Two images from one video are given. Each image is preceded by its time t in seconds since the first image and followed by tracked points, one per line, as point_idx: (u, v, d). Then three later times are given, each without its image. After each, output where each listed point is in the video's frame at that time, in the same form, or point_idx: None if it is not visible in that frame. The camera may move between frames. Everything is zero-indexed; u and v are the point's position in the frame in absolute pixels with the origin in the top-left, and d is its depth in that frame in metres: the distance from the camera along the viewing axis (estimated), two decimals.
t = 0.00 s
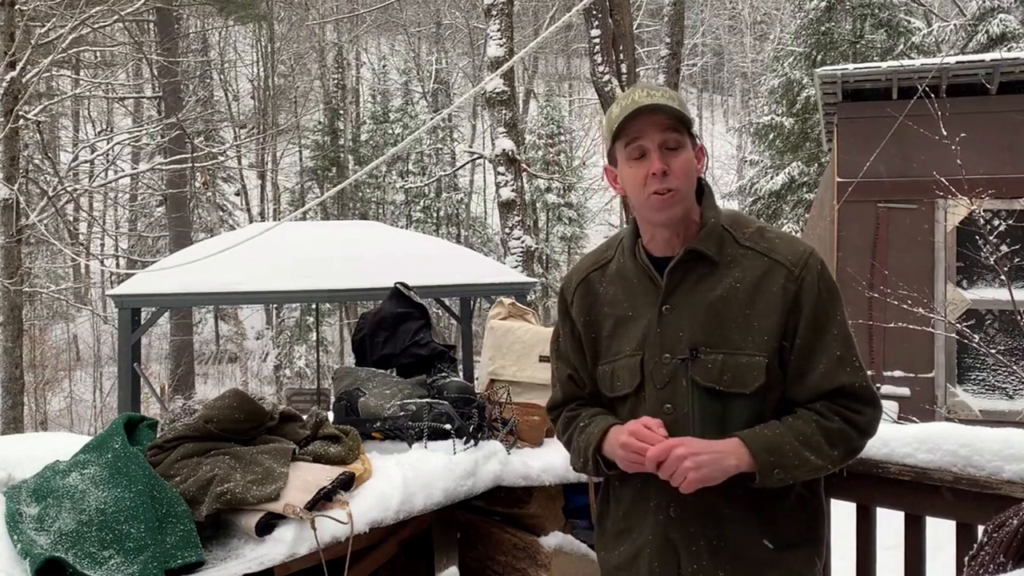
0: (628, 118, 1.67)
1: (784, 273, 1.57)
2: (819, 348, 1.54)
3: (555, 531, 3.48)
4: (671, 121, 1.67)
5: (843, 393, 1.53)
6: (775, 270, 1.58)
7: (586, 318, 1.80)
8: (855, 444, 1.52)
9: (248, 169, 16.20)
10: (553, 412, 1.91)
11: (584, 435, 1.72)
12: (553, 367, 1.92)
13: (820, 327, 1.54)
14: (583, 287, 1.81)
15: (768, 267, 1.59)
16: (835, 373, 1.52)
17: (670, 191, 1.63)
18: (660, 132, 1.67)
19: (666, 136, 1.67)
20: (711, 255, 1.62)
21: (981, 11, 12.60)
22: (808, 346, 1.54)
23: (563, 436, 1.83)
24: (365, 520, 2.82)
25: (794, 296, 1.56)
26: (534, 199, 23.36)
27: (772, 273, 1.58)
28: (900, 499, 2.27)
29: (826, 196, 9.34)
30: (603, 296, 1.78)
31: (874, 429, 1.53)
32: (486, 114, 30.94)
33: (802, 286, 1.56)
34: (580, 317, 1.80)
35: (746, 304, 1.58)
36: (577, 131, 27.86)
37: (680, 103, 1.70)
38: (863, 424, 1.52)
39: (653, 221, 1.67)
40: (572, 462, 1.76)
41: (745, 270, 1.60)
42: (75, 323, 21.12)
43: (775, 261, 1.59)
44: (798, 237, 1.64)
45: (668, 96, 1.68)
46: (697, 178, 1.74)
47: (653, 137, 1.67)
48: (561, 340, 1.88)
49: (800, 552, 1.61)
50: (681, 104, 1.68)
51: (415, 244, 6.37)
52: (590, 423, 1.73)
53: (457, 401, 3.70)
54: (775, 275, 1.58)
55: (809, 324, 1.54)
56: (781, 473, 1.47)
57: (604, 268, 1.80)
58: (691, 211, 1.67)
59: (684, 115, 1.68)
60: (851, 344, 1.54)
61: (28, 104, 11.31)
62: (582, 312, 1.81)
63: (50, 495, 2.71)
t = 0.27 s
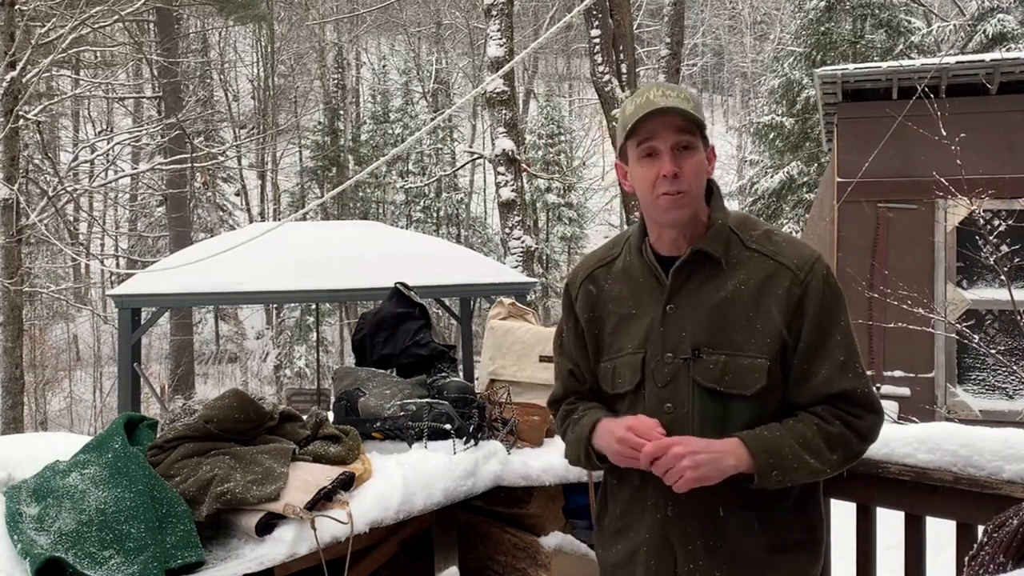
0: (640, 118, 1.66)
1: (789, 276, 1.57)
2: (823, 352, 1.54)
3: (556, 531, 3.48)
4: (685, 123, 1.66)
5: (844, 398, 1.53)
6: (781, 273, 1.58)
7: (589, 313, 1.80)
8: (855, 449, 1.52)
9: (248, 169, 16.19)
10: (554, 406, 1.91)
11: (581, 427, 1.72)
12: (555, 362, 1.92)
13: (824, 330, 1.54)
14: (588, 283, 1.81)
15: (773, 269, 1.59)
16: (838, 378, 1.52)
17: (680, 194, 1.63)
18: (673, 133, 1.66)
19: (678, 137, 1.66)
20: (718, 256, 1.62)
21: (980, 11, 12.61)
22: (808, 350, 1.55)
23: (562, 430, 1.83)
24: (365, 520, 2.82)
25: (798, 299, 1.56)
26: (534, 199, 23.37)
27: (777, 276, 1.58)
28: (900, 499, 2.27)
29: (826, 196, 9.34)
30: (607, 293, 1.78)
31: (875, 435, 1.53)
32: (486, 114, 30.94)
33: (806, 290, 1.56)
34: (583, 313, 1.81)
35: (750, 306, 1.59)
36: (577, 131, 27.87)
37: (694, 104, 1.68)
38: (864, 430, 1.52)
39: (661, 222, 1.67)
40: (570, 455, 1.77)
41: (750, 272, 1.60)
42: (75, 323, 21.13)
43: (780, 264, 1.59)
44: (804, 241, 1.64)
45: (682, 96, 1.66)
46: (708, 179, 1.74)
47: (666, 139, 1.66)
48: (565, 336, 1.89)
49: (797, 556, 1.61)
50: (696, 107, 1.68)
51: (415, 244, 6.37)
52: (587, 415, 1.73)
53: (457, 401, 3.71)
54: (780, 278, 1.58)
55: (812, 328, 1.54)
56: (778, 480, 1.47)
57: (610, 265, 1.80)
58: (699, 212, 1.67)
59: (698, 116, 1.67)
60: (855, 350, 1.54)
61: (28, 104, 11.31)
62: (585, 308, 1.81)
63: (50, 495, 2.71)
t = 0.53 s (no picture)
0: (639, 114, 1.69)
1: (791, 271, 1.58)
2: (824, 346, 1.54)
3: (555, 530, 3.49)
4: (682, 118, 1.70)
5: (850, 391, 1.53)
6: (782, 269, 1.59)
7: (583, 311, 1.79)
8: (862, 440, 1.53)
9: (248, 168, 16.20)
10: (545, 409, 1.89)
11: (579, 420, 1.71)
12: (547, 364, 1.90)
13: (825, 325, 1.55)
14: (583, 282, 1.81)
15: (775, 266, 1.60)
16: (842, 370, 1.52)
17: (679, 189, 1.63)
18: (671, 130, 1.69)
19: (676, 134, 1.69)
20: (718, 255, 1.62)
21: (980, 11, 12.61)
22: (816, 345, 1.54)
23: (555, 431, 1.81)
24: (365, 520, 2.82)
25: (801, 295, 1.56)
26: (534, 199, 23.38)
27: (778, 272, 1.59)
28: (900, 499, 2.27)
29: (827, 196, 9.34)
30: (604, 291, 1.77)
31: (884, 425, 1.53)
32: (486, 114, 30.93)
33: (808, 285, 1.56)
34: (575, 311, 1.79)
35: (751, 303, 1.60)
36: (577, 131, 27.87)
37: (691, 103, 1.73)
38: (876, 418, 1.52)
39: (660, 218, 1.67)
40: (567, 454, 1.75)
41: (750, 268, 1.61)
42: (75, 323, 21.13)
43: (781, 260, 1.60)
44: (803, 237, 1.65)
45: (679, 95, 1.71)
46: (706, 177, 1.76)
47: (665, 134, 1.69)
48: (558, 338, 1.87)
49: (800, 551, 1.61)
50: (693, 105, 1.72)
51: (415, 244, 6.38)
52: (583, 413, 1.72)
53: (457, 401, 3.73)
54: (782, 274, 1.59)
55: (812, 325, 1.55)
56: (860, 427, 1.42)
57: (607, 265, 1.80)
58: (699, 208, 1.67)
59: (694, 113, 1.71)
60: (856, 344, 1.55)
61: (28, 104, 11.31)
62: (580, 307, 1.79)
63: (50, 495, 2.71)
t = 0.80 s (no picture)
0: (632, 122, 1.69)
1: (789, 272, 1.59)
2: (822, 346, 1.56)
3: (555, 531, 3.50)
4: (674, 126, 1.69)
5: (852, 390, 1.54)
6: (780, 270, 1.60)
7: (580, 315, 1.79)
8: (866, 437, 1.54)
9: (248, 168, 16.19)
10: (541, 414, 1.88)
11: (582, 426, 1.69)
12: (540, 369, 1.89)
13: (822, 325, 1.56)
14: (578, 288, 1.80)
15: (773, 266, 1.61)
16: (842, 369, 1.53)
17: (674, 198, 1.64)
18: (664, 137, 1.69)
19: (669, 141, 1.69)
20: (716, 257, 1.63)
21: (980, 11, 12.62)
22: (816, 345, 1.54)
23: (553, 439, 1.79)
24: (365, 520, 2.82)
25: (799, 296, 1.57)
26: (534, 199, 23.39)
27: (777, 273, 1.60)
28: (900, 500, 2.27)
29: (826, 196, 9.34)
30: (601, 295, 1.77)
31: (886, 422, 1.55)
32: (486, 114, 30.93)
33: (806, 285, 1.57)
34: (575, 316, 1.79)
35: (749, 304, 1.60)
36: (576, 131, 27.88)
37: (684, 106, 1.72)
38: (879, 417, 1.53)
39: (655, 226, 1.67)
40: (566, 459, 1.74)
41: (748, 270, 1.62)
42: (75, 323, 21.14)
43: (778, 260, 1.61)
44: (799, 238, 1.66)
45: (672, 100, 1.70)
46: (700, 181, 1.76)
47: (659, 142, 1.69)
48: (555, 343, 1.86)
49: (803, 551, 1.61)
50: (685, 109, 1.71)
51: (415, 244, 6.38)
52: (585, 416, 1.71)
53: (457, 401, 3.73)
54: (781, 275, 1.59)
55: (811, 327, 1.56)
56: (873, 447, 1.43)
57: (603, 268, 1.80)
58: (695, 213, 1.67)
59: (686, 117, 1.70)
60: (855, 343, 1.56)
61: (28, 104, 11.30)
62: (579, 311, 1.79)
63: (50, 495, 2.71)
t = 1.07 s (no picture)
0: (630, 127, 1.68)
1: (788, 272, 1.59)
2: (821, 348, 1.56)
3: (555, 531, 3.50)
4: (672, 129, 1.68)
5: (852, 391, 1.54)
6: (780, 271, 1.60)
7: (581, 317, 1.79)
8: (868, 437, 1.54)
9: (248, 168, 16.19)
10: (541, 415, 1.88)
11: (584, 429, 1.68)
12: (543, 369, 1.89)
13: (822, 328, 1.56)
14: (579, 290, 1.80)
15: (772, 267, 1.60)
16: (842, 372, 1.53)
17: (672, 203, 1.63)
18: (663, 140, 1.68)
19: (668, 144, 1.68)
20: (715, 258, 1.63)
21: (980, 11, 12.62)
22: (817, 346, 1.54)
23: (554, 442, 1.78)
24: (365, 520, 2.82)
25: (798, 298, 1.57)
26: (534, 199, 23.39)
27: (776, 275, 1.60)
28: (900, 500, 2.27)
29: (827, 196, 9.34)
30: (601, 296, 1.77)
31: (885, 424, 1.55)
32: (486, 114, 30.92)
33: (805, 286, 1.57)
34: (574, 317, 1.79)
35: (749, 305, 1.60)
36: (576, 131, 27.87)
37: (682, 110, 1.71)
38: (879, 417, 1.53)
39: (653, 230, 1.67)
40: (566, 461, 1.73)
41: (748, 271, 1.62)
42: (76, 323, 21.14)
43: (778, 262, 1.61)
44: (798, 238, 1.66)
45: (671, 102, 1.69)
46: (699, 183, 1.75)
47: (656, 146, 1.68)
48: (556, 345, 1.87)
49: (803, 551, 1.61)
50: (682, 112, 1.70)
51: (415, 244, 6.38)
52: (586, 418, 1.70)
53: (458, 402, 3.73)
54: (780, 275, 1.59)
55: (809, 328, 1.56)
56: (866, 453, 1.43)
57: (602, 269, 1.80)
58: (694, 216, 1.67)
59: (684, 120, 1.69)
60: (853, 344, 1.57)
61: (28, 104, 11.30)
62: (579, 312, 1.79)
63: (50, 495, 2.71)
